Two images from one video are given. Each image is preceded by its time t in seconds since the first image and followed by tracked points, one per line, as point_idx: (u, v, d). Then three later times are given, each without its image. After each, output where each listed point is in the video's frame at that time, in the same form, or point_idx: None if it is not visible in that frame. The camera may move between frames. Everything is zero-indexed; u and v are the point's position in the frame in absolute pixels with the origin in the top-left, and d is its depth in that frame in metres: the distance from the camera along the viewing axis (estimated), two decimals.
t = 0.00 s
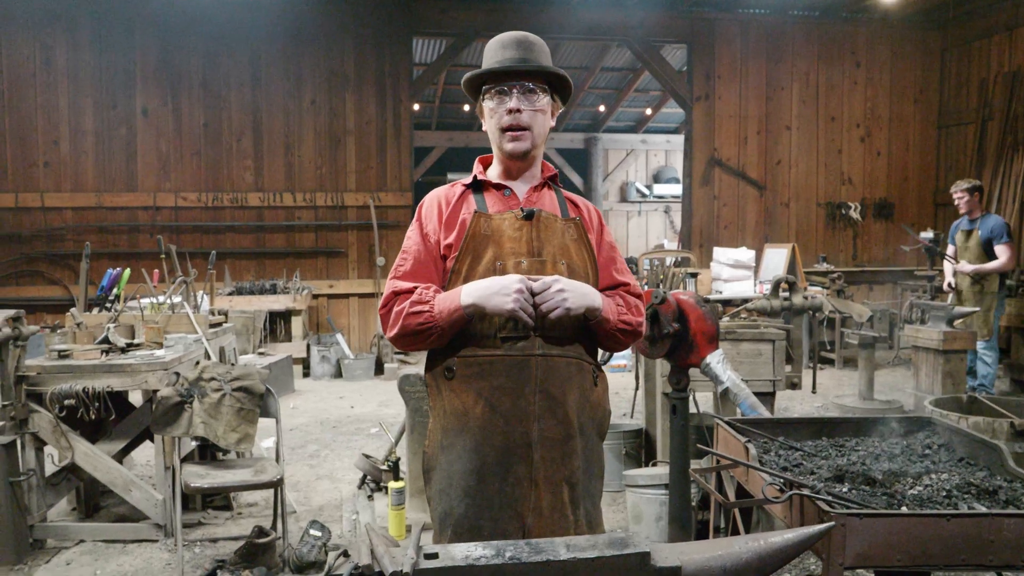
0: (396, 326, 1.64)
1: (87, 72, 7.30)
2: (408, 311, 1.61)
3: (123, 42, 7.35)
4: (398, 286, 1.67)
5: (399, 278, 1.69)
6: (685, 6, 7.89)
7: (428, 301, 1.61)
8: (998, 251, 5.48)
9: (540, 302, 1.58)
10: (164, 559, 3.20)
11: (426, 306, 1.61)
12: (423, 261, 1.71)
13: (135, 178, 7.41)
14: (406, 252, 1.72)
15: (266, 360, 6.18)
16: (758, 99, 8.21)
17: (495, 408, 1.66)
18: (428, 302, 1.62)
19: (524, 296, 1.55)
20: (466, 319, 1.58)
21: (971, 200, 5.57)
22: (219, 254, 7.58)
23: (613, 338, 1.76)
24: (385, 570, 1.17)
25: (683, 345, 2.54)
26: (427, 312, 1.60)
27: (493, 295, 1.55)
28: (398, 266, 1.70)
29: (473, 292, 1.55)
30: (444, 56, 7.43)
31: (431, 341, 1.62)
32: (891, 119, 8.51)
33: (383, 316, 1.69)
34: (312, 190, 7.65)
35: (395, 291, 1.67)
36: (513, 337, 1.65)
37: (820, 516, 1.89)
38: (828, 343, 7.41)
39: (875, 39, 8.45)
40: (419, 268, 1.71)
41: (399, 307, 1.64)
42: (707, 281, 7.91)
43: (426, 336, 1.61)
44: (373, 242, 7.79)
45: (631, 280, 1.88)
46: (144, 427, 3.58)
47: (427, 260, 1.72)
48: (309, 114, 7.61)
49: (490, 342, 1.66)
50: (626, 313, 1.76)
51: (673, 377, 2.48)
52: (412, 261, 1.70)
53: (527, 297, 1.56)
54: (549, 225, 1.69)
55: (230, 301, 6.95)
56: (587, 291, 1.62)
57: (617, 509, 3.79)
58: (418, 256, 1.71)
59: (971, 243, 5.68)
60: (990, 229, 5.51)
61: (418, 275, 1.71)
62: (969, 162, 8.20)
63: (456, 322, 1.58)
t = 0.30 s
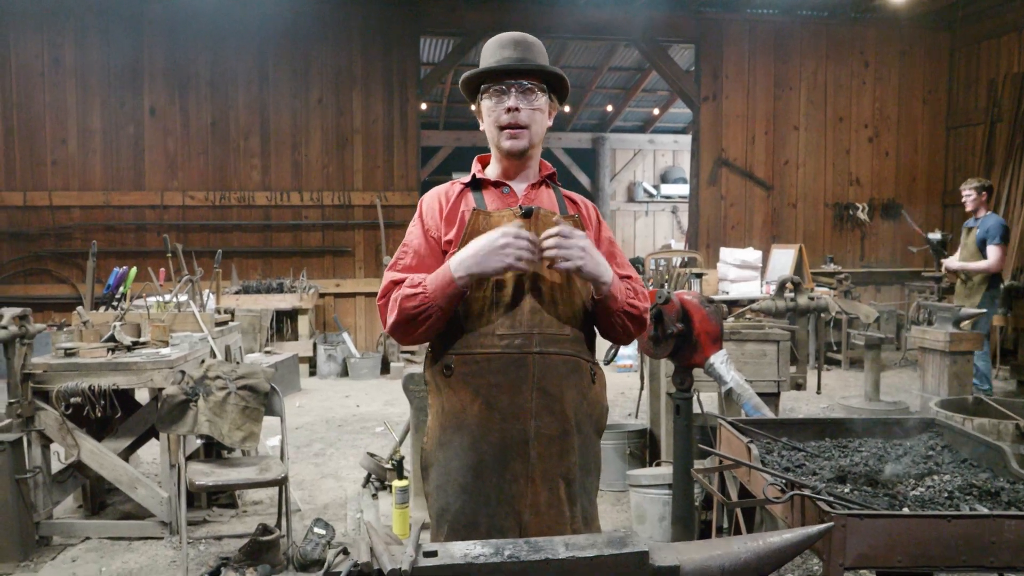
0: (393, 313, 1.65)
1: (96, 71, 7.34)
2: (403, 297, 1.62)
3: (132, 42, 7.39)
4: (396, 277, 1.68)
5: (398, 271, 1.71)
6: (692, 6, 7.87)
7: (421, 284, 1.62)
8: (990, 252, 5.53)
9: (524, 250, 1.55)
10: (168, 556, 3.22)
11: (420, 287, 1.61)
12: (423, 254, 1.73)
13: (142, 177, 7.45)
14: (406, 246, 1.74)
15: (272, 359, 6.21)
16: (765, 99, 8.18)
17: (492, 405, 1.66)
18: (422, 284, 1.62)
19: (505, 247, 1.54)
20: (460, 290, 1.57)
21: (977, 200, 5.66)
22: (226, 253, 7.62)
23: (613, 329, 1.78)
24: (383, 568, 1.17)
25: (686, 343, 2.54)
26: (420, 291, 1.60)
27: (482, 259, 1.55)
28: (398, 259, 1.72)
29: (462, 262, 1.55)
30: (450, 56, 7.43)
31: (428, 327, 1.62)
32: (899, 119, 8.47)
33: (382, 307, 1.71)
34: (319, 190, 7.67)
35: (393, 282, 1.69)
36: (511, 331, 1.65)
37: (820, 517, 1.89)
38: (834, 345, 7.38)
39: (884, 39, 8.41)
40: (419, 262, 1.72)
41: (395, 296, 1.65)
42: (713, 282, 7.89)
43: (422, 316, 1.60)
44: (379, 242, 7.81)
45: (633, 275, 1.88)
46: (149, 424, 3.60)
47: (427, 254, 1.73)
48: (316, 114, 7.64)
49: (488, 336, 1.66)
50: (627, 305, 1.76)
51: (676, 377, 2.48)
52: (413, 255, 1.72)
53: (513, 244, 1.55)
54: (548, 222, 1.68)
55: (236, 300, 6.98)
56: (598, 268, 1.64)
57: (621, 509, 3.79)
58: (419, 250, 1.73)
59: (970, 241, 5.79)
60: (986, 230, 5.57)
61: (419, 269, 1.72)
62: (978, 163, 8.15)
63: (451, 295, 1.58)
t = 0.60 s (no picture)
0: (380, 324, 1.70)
1: (96, 64, 7.33)
2: (389, 323, 1.65)
3: (132, 35, 7.37)
4: (389, 279, 1.72)
5: (392, 270, 1.74)
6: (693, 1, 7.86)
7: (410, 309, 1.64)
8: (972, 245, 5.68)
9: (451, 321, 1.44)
10: (167, 549, 3.24)
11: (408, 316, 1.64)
12: (416, 252, 1.74)
13: (143, 171, 7.45)
14: (399, 244, 1.75)
15: (272, 353, 6.21)
16: (766, 95, 8.17)
17: (482, 401, 1.67)
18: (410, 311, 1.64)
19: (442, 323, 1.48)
20: (444, 339, 1.59)
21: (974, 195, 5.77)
22: (225, 247, 7.62)
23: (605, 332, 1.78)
24: (379, 561, 1.18)
25: (685, 340, 2.54)
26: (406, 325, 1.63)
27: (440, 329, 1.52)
28: (392, 258, 1.75)
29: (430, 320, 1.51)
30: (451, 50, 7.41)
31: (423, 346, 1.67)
32: (900, 116, 8.45)
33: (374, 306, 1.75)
34: (320, 184, 7.67)
35: (387, 284, 1.73)
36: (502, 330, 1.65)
37: (816, 512, 1.90)
38: (834, 341, 7.38)
39: (886, 35, 8.39)
40: (412, 260, 1.74)
41: (384, 309, 1.70)
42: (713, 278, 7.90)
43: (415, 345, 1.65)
44: (380, 236, 7.81)
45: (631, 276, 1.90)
46: (148, 418, 3.61)
47: (420, 253, 1.75)
48: (316, 108, 7.63)
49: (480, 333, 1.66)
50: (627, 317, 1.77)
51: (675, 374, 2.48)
52: (406, 253, 1.74)
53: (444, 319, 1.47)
54: (542, 219, 1.69)
55: (237, 294, 6.99)
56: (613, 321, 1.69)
57: (620, 504, 3.80)
58: (412, 249, 1.74)
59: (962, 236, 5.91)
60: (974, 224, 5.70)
61: (412, 268, 1.74)
62: (979, 160, 8.14)
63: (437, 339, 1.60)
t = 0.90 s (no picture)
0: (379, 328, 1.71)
1: (101, 67, 7.36)
2: (388, 325, 1.66)
3: (136, 37, 7.39)
4: (388, 283, 1.73)
5: (391, 274, 1.74)
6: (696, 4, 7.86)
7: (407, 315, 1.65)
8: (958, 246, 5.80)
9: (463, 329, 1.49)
10: (168, 550, 3.24)
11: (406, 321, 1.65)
12: (414, 256, 1.75)
13: (146, 173, 7.47)
14: (398, 248, 1.76)
15: (273, 355, 6.22)
16: (769, 97, 8.17)
17: (479, 404, 1.68)
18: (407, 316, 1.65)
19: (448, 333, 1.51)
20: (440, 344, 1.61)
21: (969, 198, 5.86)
22: (228, 248, 7.63)
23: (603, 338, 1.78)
24: (377, 563, 1.18)
25: (686, 341, 2.54)
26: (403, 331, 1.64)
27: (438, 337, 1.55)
28: (390, 262, 1.75)
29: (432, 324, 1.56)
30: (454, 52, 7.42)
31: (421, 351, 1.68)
32: (904, 118, 8.45)
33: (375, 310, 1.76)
34: (323, 186, 7.68)
35: (386, 289, 1.73)
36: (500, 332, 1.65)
37: (816, 515, 1.89)
38: (836, 344, 7.37)
39: (889, 37, 8.39)
40: (410, 264, 1.75)
41: (383, 312, 1.71)
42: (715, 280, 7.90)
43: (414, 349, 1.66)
44: (383, 238, 7.81)
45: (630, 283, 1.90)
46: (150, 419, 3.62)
47: (419, 257, 1.75)
48: (319, 110, 7.65)
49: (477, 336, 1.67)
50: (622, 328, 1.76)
51: (676, 375, 2.47)
52: (403, 257, 1.74)
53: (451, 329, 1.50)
54: (540, 221, 1.70)
55: (240, 296, 7.00)
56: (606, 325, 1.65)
57: (621, 507, 3.79)
58: (410, 252, 1.75)
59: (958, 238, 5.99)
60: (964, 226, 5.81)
61: (411, 272, 1.75)
62: (982, 162, 8.13)
63: (435, 344, 1.63)
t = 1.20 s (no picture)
0: (383, 337, 1.71)
1: (101, 71, 7.37)
2: (394, 334, 1.67)
3: (137, 41, 7.41)
4: (389, 292, 1.73)
5: (391, 282, 1.74)
6: (696, 9, 7.88)
7: (414, 329, 1.66)
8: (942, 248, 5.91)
9: (511, 364, 1.58)
10: (166, 555, 3.23)
11: (413, 334, 1.66)
12: (414, 265, 1.75)
13: (146, 177, 7.47)
14: (397, 255, 1.76)
15: (272, 359, 6.21)
16: (768, 102, 8.18)
17: (478, 409, 1.69)
18: (415, 329, 1.66)
19: (495, 354, 1.58)
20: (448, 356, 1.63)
21: (958, 202, 5.96)
22: (227, 252, 7.64)
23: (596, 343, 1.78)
24: (373, 567, 1.18)
25: (685, 346, 2.54)
26: (412, 343, 1.65)
27: (470, 351, 1.59)
28: (390, 270, 1.75)
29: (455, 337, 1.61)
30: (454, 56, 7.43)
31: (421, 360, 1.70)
32: (903, 123, 8.46)
33: (375, 319, 1.76)
34: (323, 190, 7.68)
35: (387, 297, 1.73)
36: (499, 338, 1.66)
37: (814, 519, 1.89)
38: (836, 348, 7.36)
39: (888, 42, 8.41)
40: (410, 272, 1.75)
41: (386, 321, 1.71)
42: (715, 285, 7.90)
43: (418, 359, 1.68)
44: (382, 242, 7.82)
45: (626, 292, 1.88)
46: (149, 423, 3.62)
47: (419, 265, 1.76)
48: (319, 114, 7.66)
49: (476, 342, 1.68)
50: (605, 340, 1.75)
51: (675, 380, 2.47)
52: (403, 265, 1.75)
53: (501, 352, 1.58)
54: (540, 226, 1.70)
55: (239, 300, 7.00)
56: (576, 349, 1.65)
57: (620, 511, 3.79)
58: (409, 260, 1.75)
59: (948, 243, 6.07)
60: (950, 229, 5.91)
61: (410, 279, 1.75)
62: (981, 167, 8.14)
63: (440, 355, 1.64)
